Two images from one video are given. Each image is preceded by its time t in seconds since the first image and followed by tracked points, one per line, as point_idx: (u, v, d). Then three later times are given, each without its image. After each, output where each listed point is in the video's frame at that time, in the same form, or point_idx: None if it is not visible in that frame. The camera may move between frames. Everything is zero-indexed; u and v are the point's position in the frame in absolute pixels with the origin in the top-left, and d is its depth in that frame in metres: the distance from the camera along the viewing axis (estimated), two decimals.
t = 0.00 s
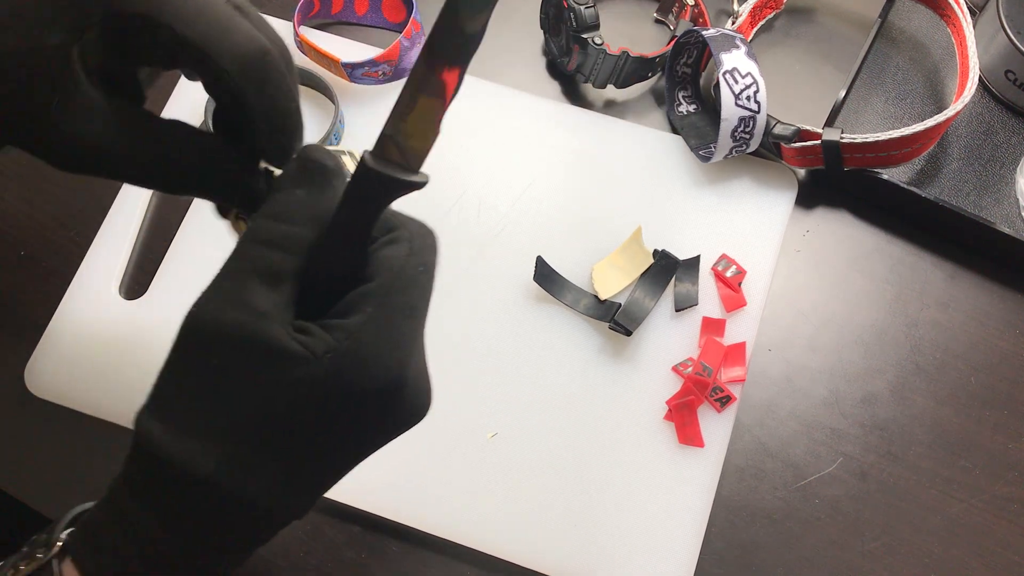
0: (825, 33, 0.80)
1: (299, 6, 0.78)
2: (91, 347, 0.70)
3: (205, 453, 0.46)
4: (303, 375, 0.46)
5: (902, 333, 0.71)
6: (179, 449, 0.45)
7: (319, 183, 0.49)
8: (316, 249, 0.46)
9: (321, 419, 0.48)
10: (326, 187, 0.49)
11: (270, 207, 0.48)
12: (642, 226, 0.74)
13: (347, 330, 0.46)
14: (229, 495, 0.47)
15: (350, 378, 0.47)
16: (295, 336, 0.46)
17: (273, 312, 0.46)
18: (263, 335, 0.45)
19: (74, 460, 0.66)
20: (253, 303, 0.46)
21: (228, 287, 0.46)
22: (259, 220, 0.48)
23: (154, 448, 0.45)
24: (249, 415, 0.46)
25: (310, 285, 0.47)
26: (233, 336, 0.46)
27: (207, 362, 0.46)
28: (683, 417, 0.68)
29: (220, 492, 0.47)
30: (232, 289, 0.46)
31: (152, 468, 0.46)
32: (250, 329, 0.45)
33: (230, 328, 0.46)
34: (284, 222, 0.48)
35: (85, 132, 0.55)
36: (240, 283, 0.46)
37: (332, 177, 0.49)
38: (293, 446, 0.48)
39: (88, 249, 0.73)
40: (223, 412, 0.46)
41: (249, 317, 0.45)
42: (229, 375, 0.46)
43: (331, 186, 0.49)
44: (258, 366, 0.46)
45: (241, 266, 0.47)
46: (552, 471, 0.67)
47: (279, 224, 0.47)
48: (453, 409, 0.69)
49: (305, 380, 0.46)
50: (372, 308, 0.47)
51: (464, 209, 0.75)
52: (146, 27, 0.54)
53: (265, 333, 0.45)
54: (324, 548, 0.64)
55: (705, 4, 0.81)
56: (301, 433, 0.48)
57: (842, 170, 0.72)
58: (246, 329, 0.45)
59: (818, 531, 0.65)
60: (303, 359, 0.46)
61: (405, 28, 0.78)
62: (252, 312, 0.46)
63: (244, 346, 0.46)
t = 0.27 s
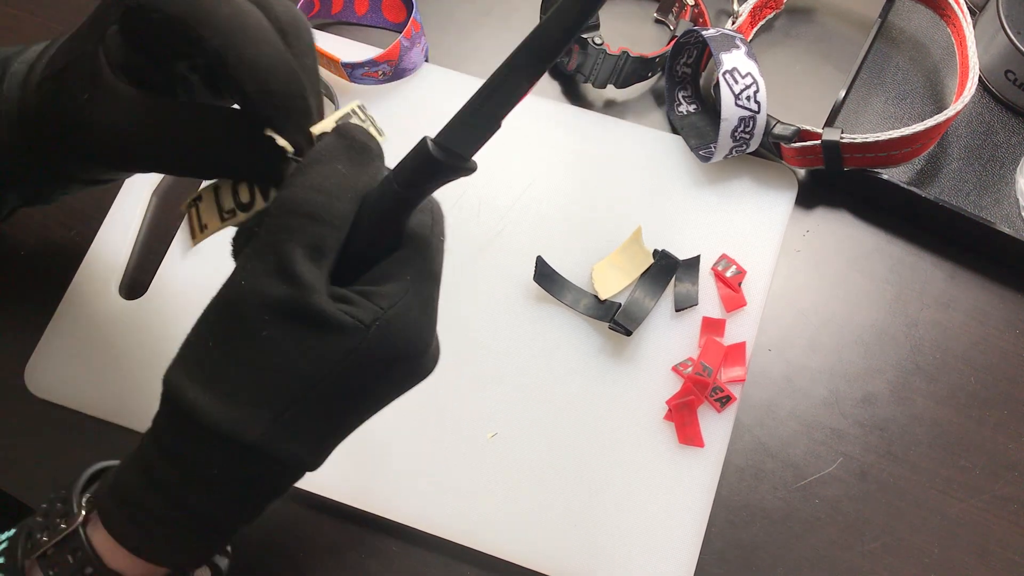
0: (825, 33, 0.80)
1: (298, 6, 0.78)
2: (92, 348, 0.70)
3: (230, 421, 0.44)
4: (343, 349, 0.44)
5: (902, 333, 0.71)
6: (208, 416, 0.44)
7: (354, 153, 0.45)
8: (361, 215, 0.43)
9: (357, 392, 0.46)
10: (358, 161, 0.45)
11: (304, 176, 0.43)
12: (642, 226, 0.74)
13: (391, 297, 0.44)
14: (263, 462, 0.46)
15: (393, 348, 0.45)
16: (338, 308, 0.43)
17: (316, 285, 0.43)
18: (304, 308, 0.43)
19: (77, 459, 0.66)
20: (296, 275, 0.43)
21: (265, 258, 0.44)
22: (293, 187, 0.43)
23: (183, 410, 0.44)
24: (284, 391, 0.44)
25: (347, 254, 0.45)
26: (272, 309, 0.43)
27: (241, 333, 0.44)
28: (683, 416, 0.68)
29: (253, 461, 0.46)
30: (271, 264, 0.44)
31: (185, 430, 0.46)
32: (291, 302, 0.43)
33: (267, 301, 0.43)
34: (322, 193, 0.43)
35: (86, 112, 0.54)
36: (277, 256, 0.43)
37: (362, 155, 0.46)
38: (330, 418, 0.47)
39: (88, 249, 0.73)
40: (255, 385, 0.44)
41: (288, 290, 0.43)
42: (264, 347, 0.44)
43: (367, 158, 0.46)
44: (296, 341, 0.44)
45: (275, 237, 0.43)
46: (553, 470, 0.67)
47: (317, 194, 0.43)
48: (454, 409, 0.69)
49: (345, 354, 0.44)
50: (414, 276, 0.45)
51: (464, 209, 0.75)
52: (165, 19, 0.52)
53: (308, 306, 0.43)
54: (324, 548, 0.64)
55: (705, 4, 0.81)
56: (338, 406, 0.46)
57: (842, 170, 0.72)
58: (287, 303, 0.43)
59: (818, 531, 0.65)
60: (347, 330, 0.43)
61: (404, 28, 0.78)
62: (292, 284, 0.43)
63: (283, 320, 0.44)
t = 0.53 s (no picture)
0: (825, 33, 0.80)
1: (299, 6, 0.79)
2: (93, 348, 0.70)
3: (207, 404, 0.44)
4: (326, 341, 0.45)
5: (902, 333, 0.71)
6: (184, 399, 0.44)
7: (345, 144, 0.45)
8: (347, 209, 0.44)
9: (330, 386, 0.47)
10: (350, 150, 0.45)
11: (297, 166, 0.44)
12: (642, 226, 0.74)
13: (373, 292, 0.46)
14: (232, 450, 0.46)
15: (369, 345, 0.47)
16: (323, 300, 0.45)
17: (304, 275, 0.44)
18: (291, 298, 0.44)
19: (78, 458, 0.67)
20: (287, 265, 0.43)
21: (251, 244, 0.44)
22: (283, 175, 0.43)
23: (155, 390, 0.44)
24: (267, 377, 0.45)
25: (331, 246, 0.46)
26: (257, 295, 0.44)
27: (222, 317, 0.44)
28: (683, 417, 0.68)
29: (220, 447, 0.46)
30: (257, 250, 0.44)
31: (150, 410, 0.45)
32: (279, 291, 0.44)
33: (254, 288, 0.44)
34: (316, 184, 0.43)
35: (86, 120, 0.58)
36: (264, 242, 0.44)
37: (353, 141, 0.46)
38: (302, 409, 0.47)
39: (88, 250, 0.73)
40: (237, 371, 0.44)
41: (277, 278, 0.44)
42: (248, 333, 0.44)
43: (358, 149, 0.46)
44: (282, 329, 0.45)
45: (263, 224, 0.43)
46: (551, 470, 0.67)
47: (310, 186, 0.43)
48: (455, 410, 0.69)
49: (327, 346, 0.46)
50: (395, 272, 0.47)
51: (463, 209, 0.75)
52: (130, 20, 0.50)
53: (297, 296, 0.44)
54: (324, 547, 0.64)
55: (705, 4, 0.81)
56: (313, 397, 0.47)
57: (842, 170, 0.72)
58: (275, 292, 0.44)
59: (818, 531, 0.65)
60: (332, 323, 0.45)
61: (404, 29, 0.78)
62: (281, 272, 0.43)
63: (269, 307, 0.44)
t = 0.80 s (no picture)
0: (825, 33, 0.80)
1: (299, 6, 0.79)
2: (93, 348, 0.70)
3: (201, 379, 0.45)
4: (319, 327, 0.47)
5: (902, 333, 0.71)
6: (185, 375, 0.45)
7: (354, 136, 0.44)
8: (355, 200, 0.45)
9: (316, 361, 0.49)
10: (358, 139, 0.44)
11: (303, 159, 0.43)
12: (642, 226, 0.74)
13: (368, 280, 0.48)
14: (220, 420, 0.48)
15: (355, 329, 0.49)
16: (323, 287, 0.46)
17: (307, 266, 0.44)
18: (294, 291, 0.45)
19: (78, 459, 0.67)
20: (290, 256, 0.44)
21: (255, 230, 0.44)
22: (291, 167, 0.43)
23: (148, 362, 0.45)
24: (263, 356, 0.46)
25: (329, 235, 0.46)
26: (259, 283, 0.44)
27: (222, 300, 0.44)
28: (683, 417, 0.68)
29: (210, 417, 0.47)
30: (260, 236, 0.44)
31: (143, 380, 0.45)
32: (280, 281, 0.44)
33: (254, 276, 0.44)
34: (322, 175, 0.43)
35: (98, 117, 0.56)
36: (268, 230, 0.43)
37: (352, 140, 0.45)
38: (285, 383, 0.49)
39: (87, 250, 0.73)
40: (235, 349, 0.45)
41: (279, 267, 0.44)
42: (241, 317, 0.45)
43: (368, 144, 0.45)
44: (280, 314, 0.46)
45: (270, 210, 0.43)
46: (551, 469, 0.67)
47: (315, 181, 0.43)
48: (455, 410, 0.69)
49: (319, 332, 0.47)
50: (390, 263, 0.49)
51: (463, 208, 0.75)
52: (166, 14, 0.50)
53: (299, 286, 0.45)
54: (324, 548, 0.64)
55: (705, 4, 0.81)
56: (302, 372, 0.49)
57: (842, 170, 0.72)
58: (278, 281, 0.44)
59: (818, 531, 0.65)
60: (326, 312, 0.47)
61: (404, 29, 0.78)
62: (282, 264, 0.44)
63: (268, 294, 0.45)
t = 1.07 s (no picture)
0: (825, 33, 0.80)
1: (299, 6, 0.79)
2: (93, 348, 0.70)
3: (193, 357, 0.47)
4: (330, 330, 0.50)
5: (902, 332, 0.71)
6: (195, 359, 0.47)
7: (394, 159, 0.47)
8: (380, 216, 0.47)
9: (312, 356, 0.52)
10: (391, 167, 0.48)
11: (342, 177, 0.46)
12: (642, 226, 0.74)
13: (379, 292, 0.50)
14: (215, 397, 0.50)
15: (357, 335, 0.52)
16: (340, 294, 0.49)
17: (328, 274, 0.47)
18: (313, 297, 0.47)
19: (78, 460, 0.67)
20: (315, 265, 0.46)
21: (286, 236, 0.46)
22: (333, 184, 0.46)
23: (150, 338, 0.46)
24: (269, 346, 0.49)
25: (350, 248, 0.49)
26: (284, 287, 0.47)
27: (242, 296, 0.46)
28: (683, 417, 0.68)
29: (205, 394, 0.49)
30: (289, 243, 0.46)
31: (134, 350, 0.47)
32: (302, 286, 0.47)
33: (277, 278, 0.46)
34: (355, 195, 0.46)
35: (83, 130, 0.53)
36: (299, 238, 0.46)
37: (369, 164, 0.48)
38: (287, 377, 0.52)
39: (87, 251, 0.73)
40: (248, 338, 0.48)
41: (306, 275, 0.47)
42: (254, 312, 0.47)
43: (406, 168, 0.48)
44: (297, 314, 0.48)
45: (305, 222, 0.46)
46: (551, 469, 0.67)
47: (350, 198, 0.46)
48: (455, 410, 0.69)
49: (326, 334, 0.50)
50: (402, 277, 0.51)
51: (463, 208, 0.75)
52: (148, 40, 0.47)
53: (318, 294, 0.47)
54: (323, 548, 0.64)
55: (705, 4, 0.81)
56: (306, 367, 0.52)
57: (842, 170, 0.72)
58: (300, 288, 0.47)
59: (818, 531, 0.65)
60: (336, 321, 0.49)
61: (404, 28, 0.78)
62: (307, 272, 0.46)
63: (288, 295, 0.47)
